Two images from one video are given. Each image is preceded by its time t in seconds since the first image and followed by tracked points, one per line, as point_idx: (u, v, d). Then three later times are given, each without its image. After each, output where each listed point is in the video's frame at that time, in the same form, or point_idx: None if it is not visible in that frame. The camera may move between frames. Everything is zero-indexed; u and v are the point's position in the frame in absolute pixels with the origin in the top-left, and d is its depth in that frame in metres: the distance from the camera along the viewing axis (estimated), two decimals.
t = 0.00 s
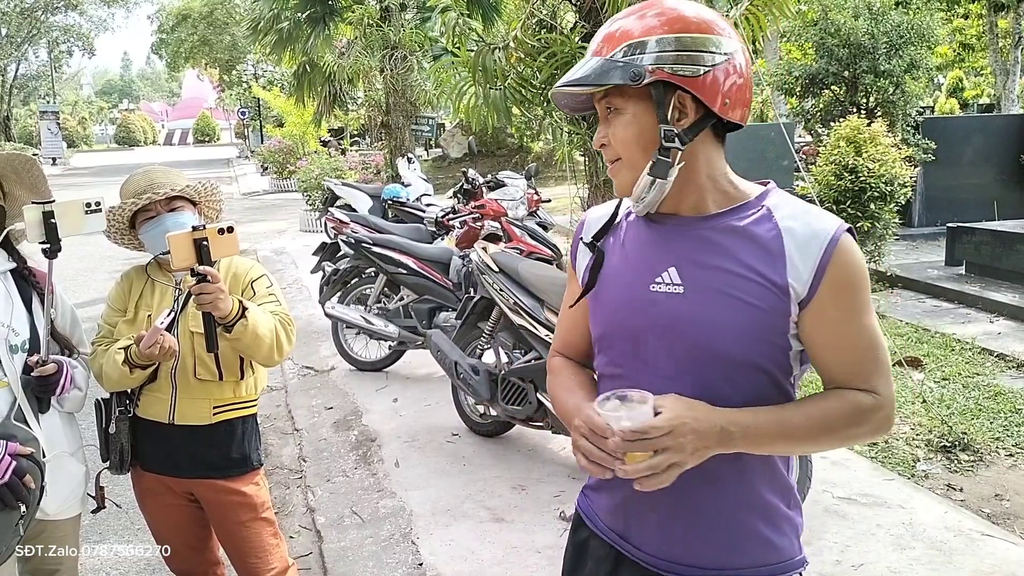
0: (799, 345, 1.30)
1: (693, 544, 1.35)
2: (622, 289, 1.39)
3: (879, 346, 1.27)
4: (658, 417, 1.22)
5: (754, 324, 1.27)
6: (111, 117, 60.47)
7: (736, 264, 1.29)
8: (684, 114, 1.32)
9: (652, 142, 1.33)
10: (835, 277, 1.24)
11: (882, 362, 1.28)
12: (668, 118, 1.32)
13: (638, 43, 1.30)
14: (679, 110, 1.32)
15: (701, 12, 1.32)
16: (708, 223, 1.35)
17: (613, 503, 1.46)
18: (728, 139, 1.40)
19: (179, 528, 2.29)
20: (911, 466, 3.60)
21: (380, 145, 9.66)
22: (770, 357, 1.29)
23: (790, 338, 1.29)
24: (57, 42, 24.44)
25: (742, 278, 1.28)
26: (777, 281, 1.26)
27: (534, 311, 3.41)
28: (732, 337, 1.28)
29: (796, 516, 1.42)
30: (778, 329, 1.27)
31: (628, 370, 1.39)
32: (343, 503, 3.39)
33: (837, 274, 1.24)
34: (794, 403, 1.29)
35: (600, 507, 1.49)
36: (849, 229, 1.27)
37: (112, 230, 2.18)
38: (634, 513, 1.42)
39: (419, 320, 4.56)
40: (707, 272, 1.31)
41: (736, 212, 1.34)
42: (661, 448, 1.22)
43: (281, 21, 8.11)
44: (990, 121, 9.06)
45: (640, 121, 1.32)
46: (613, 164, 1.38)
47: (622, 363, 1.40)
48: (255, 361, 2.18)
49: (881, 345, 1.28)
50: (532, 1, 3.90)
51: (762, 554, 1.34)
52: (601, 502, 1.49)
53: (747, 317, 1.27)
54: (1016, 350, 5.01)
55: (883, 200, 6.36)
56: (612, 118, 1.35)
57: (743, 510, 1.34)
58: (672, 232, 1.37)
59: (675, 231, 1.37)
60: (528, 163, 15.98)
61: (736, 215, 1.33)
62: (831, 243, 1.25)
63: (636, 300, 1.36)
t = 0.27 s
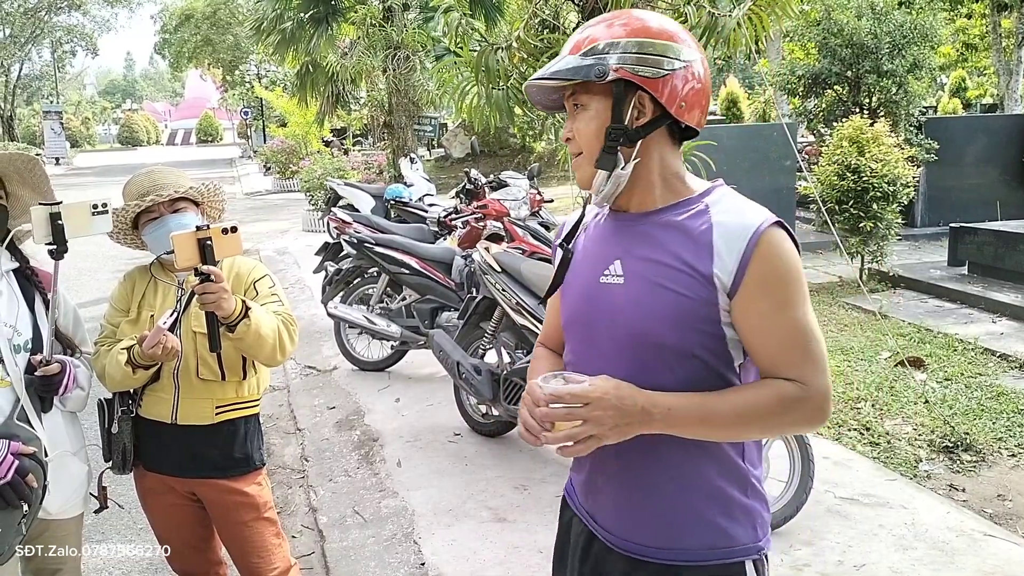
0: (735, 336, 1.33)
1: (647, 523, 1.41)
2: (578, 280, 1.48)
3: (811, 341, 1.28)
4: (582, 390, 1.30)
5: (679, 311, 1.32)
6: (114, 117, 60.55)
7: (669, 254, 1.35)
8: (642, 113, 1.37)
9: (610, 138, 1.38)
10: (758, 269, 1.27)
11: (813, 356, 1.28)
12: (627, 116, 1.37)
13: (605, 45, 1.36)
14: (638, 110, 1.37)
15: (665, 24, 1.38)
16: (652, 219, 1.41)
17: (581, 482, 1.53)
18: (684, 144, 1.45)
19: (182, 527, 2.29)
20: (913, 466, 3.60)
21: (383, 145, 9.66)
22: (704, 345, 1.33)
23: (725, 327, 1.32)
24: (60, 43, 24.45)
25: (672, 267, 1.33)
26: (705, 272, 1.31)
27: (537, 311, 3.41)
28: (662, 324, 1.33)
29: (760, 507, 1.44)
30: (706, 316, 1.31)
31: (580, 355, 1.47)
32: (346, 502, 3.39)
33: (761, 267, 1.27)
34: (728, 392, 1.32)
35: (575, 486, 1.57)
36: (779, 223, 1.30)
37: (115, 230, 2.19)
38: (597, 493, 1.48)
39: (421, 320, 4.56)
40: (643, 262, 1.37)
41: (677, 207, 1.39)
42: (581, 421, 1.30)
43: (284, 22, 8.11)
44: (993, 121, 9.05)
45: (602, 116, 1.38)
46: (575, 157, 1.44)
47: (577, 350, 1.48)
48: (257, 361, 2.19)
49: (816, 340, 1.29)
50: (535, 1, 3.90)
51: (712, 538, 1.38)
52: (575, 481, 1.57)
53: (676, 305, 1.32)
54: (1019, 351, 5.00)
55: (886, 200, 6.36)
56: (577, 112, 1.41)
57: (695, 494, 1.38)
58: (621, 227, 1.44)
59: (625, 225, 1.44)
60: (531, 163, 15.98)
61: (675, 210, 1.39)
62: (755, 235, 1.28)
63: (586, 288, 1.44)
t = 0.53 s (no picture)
0: (707, 335, 1.33)
1: (623, 516, 1.42)
2: (564, 275, 1.50)
3: (783, 341, 1.28)
4: (556, 383, 1.31)
5: (652, 309, 1.32)
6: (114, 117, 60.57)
7: (643, 253, 1.35)
8: (633, 115, 1.39)
9: (601, 136, 1.39)
10: (729, 269, 1.27)
11: (784, 358, 1.28)
12: (618, 117, 1.38)
13: (593, 46, 1.37)
14: (628, 111, 1.38)
15: (652, 26, 1.40)
16: (632, 219, 1.41)
17: (564, 473, 1.55)
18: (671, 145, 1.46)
19: (183, 527, 2.30)
20: (914, 466, 3.60)
21: (383, 145, 9.67)
22: (677, 343, 1.33)
23: (696, 326, 1.32)
24: (61, 43, 24.46)
25: (646, 266, 1.34)
26: (677, 271, 1.31)
27: (537, 311, 3.42)
28: (636, 323, 1.34)
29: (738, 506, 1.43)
30: (679, 315, 1.31)
31: (562, 348, 1.49)
32: (347, 502, 3.40)
33: (731, 267, 1.27)
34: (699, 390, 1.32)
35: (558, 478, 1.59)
36: (751, 225, 1.29)
37: (117, 230, 2.19)
38: (578, 484, 1.50)
39: (422, 320, 4.56)
40: (620, 259, 1.38)
41: (656, 206, 1.40)
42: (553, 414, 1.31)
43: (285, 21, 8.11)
44: (994, 121, 9.04)
45: (593, 116, 1.39)
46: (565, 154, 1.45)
47: (560, 343, 1.50)
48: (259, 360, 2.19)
49: (789, 341, 1.28)
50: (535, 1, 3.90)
51: (687, 534, 1.38)
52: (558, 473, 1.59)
53: (648, 303, 1.33)
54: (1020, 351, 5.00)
55: (886, 200, 6.35)
56: (568, 111, 1.42)
57: (671, 489, 1.39)
58: (604, 225, 1.46)
59: (607, 223, 1.45)
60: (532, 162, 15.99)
61: (653, 211, 1.39)
62: (725, 236, 1.28)
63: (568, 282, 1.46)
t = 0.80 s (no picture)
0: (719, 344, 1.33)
1: (616, 517, 1.42)
2: (576, 269, 1.49)
3: (796, 357, 1.28)
4: (560, 376, 1.30)
5: (664, 312, 1.32)
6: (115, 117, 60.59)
7: (659, 254, 1.35)
8: (668, 112, 1.38)
9: (633, 132, 1.39)
10: (749, 278, 1.27)
11: (795, 375, 1.28)
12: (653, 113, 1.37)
13: (623, 41, 1.36)
14: (664, 108, 1.37)
15: (685, 19, 1.39)
16: (653, 217, 1.41)
17: (561, 470, 1.55)
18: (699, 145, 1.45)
19: (184, 526, 2.30)
20: (916, 466, 3.60)
21: (385, 145, 9.68)
22: (681, 347, 1.33)
23: (709, 334, 1.32)
24: (62, 43, 24.48)
25: (661, 267, 1.34)
26: (694, 276, 1.31)
27: (539, 311, 3.42)
28: (649, 325, 1.34)
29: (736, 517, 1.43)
30: (692, 318, 1.31)
31: (569, 343, 1.49)
32: (348, 502, 3.40)
33: (752, 278, 1.27)
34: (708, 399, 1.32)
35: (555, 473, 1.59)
36: (774, 240, 1.29)
37: (118, 230, 2.19)
38: (573, 482, 1.50)
39: (423, 320, 4.57)
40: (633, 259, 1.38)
41: (679, 210, 1.39)
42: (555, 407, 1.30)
43: (286, 22, 8.12)
44: (995, 121, 9.04)
45: (627, 111, 1.38)
46: (594, 147, 1.44)
47: (567, 337, 1.49)
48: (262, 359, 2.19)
49: (801, 357, 1.29)
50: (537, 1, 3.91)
51: (678, 539, 1.38)
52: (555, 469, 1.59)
53: (661, 305, 1.33)
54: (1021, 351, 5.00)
55: (888, 201, 6.35)
56: (601, 103, 1.41)
57: (667, 494, 1.39)
58: (622, 224, 1.45)
59: (624, 221, 1.45)
60: (533, 163, 16.01)
61: (679, 212, 1.39)
62: (748, 247, 1.28)
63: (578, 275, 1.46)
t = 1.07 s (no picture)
0: (741, 348, 1.34)
1: (634, 523, 1.41)
2: (589, 271, 1.48)
3: (819, 362, 1.29)
4: (584, 389, 1.30)
5: (686, 318, 1.32)
6: (118, 117, 60.66)
7: (678, 259, 1.35)
8: (689, 111, 1.38)
9: (655, 132, 1.38)
10: (774, 286, 1.27)
11: (820, 379, 1.30)
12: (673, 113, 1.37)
13: (640, 40, 1.36)
14: (685, 106, 1.37)
15: (703, 15, 1.38)
16: (670, 220, 1.41)
17: (573, 476, 1.54)
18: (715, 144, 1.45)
19: (188, 526, 2.30)
20: (919, 466, 3.59)
21: (387, 145, 9.68)
22: (698, 354, 1.33)
23: (730, 338, 1.32)
24: (65, 42, 24.49)
25: (682, 273, 1.33)
26: (717, 282, 1.31)
27: (541, 310, 3.42)
28: (672, 331, 1.33)
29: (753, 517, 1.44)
30: (713, 325, 1.31)
31: (583, 346, 1.48)
32: (351, 502, 3.40)
33: (776, 284, 1.27)
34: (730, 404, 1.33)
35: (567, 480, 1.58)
36: (795, 244, 1.30)
37: (121, 229, 2.19)
38: (588, 490, 1.49)
39: (425, 320, 4.57)
40: (651, 264, 1.37)
41: (697, 213, 1.39)
42: (579, 420, 1.30)
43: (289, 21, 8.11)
44: (998, 120, 9.02)
45: (647, 109, 1.38)
46: (611, 145, 1.43)
47: (581, 340, 1.49)
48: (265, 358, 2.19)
49: (825, 362, 1.30)
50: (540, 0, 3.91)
51: (699, 544, 1.38)
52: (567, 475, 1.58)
53: (683, 311, 1.32)
54: None
55: (891, 200, 6.34)
56: (619, 100, 1.40)
57: (686, 499, 1.39)
58: (638, 226, 1.45)
59: (640, 225, 1.44)
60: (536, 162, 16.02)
61: (699, 216, 1.38)
62: (772, 252, 1.28)
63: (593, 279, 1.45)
